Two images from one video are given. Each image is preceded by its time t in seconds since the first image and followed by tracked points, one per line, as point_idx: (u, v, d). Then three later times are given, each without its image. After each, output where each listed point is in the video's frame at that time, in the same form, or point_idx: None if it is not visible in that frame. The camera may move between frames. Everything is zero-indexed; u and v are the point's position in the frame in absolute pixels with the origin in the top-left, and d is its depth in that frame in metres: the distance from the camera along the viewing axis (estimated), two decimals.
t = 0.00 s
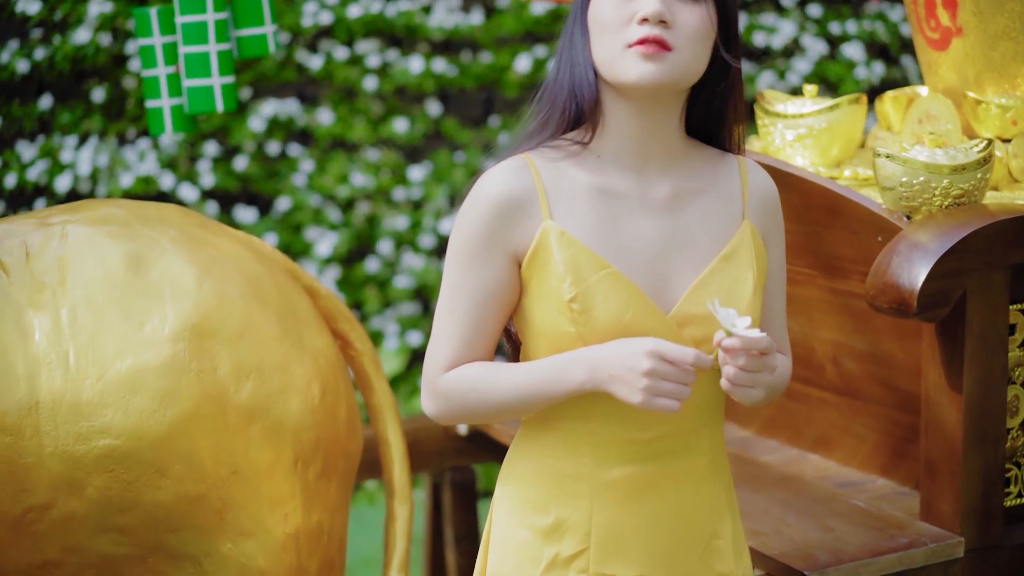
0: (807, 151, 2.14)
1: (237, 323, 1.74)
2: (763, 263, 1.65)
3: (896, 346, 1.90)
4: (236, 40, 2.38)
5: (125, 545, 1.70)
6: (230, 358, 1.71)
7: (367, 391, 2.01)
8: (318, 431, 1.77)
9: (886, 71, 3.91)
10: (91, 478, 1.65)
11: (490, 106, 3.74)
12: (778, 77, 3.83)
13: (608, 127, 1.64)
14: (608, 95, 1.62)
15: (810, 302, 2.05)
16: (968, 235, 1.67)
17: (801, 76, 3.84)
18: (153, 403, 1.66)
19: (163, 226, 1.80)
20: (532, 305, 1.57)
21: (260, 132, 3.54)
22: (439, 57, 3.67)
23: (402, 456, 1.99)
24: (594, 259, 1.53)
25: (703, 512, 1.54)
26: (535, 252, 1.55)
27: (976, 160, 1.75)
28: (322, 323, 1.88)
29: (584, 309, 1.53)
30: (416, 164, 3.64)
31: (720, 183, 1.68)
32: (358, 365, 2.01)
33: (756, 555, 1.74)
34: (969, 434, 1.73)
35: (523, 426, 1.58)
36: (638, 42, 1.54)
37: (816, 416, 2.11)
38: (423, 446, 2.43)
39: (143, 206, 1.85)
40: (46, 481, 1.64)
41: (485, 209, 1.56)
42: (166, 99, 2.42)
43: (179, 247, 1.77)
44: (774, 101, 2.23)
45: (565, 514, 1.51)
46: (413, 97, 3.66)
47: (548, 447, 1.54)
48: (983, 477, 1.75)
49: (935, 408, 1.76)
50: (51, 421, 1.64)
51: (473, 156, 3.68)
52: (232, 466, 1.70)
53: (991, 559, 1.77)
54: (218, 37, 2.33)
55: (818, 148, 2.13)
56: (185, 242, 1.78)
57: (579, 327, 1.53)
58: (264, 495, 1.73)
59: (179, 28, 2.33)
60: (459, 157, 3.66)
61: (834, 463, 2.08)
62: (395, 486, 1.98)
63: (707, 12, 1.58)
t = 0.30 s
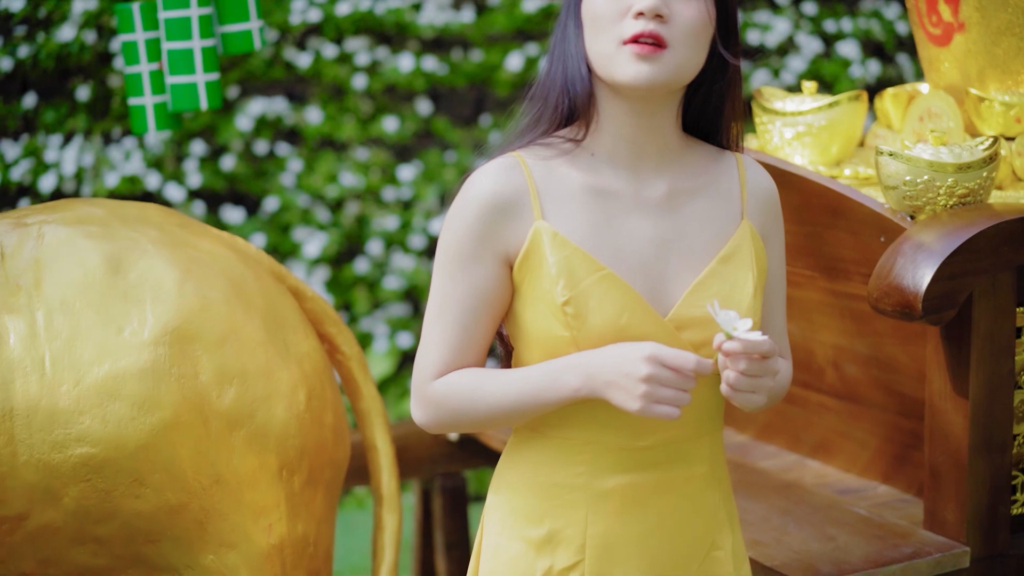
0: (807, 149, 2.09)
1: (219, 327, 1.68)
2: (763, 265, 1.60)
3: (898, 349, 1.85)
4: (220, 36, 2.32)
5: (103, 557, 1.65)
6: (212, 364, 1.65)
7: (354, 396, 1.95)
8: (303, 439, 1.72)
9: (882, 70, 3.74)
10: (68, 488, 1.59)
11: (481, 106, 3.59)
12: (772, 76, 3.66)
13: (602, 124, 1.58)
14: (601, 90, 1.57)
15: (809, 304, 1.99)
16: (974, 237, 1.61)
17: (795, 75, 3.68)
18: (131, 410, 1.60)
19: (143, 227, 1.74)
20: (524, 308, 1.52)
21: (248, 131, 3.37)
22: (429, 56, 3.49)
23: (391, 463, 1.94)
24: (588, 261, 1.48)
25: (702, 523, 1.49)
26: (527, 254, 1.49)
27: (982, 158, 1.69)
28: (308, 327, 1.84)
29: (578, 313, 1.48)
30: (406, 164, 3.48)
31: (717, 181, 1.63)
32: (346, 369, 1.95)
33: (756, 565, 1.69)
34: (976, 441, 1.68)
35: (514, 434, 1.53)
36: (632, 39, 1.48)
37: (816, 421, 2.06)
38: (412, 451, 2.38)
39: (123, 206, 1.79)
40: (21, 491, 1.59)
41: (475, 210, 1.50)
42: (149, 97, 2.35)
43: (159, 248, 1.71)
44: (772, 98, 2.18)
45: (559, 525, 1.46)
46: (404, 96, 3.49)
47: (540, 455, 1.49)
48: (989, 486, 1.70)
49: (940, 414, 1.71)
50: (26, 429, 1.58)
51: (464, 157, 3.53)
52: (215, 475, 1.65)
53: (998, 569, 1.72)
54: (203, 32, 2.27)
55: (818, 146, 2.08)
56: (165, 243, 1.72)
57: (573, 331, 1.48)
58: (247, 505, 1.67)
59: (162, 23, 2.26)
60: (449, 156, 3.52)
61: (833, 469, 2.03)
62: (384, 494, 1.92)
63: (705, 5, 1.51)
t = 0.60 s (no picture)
0: (807, 148, 2.04)
1: (202, 334, 1.62)
2: (766, 269, 1.54)
3: (903, 355, 1.80)
4: (206, 34, 2.26)
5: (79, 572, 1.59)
6: (194, 373, 1.60)
7: (343, 404, 1.89)
8: (289, 450, 1.66)
9: (878, 69, 3.66)
10: (44, 502, 1.53)
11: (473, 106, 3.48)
12: (768, 75, 3.57)
13: (597, 123, 1.52)
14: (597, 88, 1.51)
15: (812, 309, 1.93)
16: (981, 240, 1.56)
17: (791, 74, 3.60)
18: (110, 421, 1.54)
19: (124, 230, 1.69)
20: (517, 315, 1.46)
21: (236, 131, 3.28)
22: (421, 54, 3.41)
23: (381, 473, 1.88)
24: (583, 267, 1.42)
25: (703, 536, 1.44)
26: (520, 259, 1.44)
27: (989, 159, 1.64)
28: (295, 333, 1.78)
29: (574, 321, 1.42)
30: (398, 164, 3.36)
31: (716, 181, 1.57)
32: (334, 376, 1.89)
33: None
34: (984, 450, 1.63)
35: (507, 447, 1.47)
36: (631, 37, 1.42)
37: (817, 428, 2.01)
38: (403, 459, 2.32)
39: (102, 209, 1.73)
40: None
41: (465, 213, 1.45)
42: (133, 96, 2.30)
43: (140, 252, 1.65)
44: (772, 97, 2.12)
45: (554, 542, 1.41)
46: (394, 95, 3.40)
47: (534, 468, 1.43)
48: (998, 497, 1.64)
49: (947, 423, 1.66)
50: None
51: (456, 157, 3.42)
52: (198, 487, 1.59)
53: None
54: (187, 30, 2.21)
55: (819, 146, 2.03)
56: (146, 247, 1.67)
57: (569, 339, 1.43)
58: (230, 518, 1.62)
59: (145, 19, 2.20)
60: (440, 156, 3.40)
61: (836, 478, 1.98)
62: (373, 505, 1.86)
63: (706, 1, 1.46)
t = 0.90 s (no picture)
0: (810, 150, 1.99)
1: (188, 342, 1.57)
2: (771, 275, 1.49)
3: (910, 362, 1.75)
4: (194, 32, 2.21)
5: None
6: (179, 381, 1.54)
7: (334, 413, 1.84)
8: (278, 461, 1.61)
9: (879, 69, 3.57)
10: (23, 516, 1.47)
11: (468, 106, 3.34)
12: (766, 74, 3.47)
13: (596, 124, 1.47)
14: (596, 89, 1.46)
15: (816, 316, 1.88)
16: (992, 245, 1.51)
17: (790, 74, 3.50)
18: (92, 433, 1.48)
19: (107, 234, 1.63)
20: (513, 325, 1.41)
21: (228, 132, 3.15)
22: (415, 53, 3.29)
23: (372, 484, 1.82)
24: (582, 274, 1.37)
25: (706, 553, 1.40)
26: (516, 266, 1.39)
27: (1000, 160, 1.59)
28: (284, 340, 1.73)
29: (572, 330, 1.37)
30: (392, 164, 3.24)
31: (719, 184, 1.52)
32: (324, 384, 1.84)
33: None
34: (997, 461, 1.57)
35: (503, 460, 1.43)
36: (634, 38, 1.37)
37: (820, 436, 1.96)
38: (396, 468, 2.26)
39: (85, 212, 1.67)
40: None
41: (459, 219, 1.39)
42: (119, 96, 2.24)
43: (123, 257, 1.59)
44: (773, 97, 2.07)
45: (552, 557, 1.37)
46: (388, 95, 3.27)
47: (531, 481, 1.39)
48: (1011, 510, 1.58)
49: (957, 434, 1.64)
50: None
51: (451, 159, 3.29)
52: (182, 501, 1.53)
53: None
54: (174, 28, 2.15)
55: (823, 147, 1.98)
56: (130, 251, 1.61)
57: (567, 349, 1.38)
58: (216, 532, 1.56)
59: (131, 16, 2.14)
60: (436, 157, 3.26)
61: (840, 488, 1.93)
62: (364, 517, 1.80)
63: None
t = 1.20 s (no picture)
0: (817, 154, 1.94)
1: (175, 354, 1.51)
2: (779, 285, 1.44)
3: (920, 374, 1.70)
4: (183, 33, 2.16)
5: None
6: (165, 396, 1.49)
7: (327, 426, 1.78)
8: (268, 478, 1.56)
9: (881, 69, 3.50)
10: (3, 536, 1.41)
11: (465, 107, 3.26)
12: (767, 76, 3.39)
13: (599, 131, 1.41)
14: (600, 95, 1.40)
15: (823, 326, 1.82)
16: (1009, 254, 1.46)
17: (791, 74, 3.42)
18: (74, 450, 1.42)
19: (91, 242, 1.57)
20: (513, 340, 1.36)
21: (221, 134, 3.08)
22: (411, 54, 3.21)
23: (367, 500, 1.76)
24: (583, 287, 1.32)
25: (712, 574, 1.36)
26: (515, 279, 1.34)
27: (1014, 166, 1.53)
28: (274, 351, 1.67)
29: (574, 345, 1.32)
30: (388, 166, 3.16)
31: (724, 191, 1.47)
32: (317, 397, 1.79)
33: None
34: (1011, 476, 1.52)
35: (502, 479, 1.39)
36: (652, 43, 1.31)
37: (826, 447, 1.91)
38: (390, 479, 2.20)
39: (68, 220, 1.62)
40: None
41: (455, 229, 1.34)
42: (107, 98, 2.19)
43: (108, 267, 1.54)
44: (778, 99, 2.02)
45: None
46: (384, 95, 3.19)
47: (532, 501, 1.36)
48: None
49: (971, 449, 1.59)
50: None
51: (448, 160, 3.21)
52: (169, 520, 1.48)
53: None
54: (163, 28, 2.09)
55: (830, 150, 1.93)
56: (114, 260, 1.55)
57: (569, 365, 1.32)
58: (203, 553, 1.50)
59: (118, 17, 2.08)
60: (433, 158, 3.18)
61: (846, 501, 1.88)
62: (358, 533, 1.74)
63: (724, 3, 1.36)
